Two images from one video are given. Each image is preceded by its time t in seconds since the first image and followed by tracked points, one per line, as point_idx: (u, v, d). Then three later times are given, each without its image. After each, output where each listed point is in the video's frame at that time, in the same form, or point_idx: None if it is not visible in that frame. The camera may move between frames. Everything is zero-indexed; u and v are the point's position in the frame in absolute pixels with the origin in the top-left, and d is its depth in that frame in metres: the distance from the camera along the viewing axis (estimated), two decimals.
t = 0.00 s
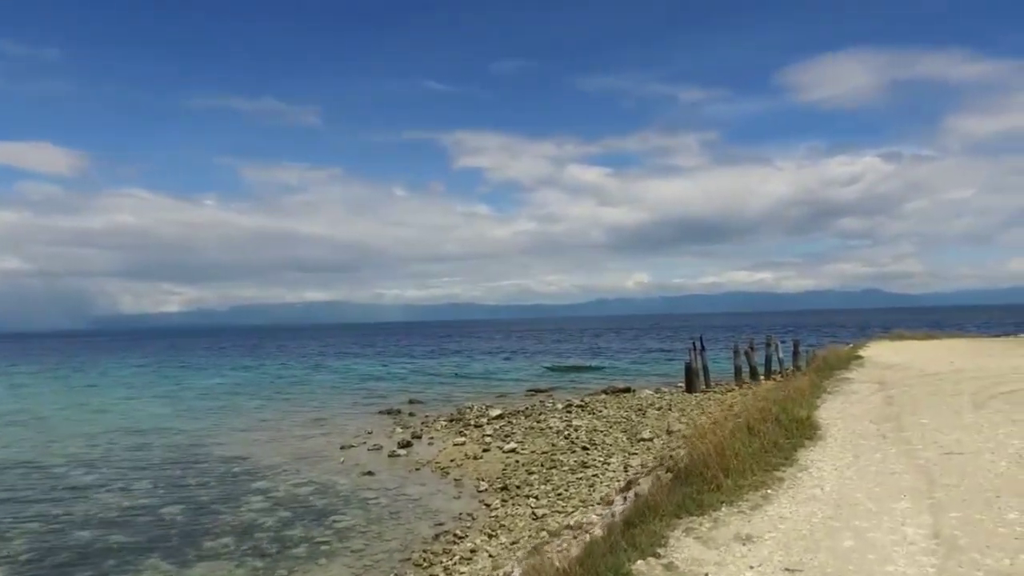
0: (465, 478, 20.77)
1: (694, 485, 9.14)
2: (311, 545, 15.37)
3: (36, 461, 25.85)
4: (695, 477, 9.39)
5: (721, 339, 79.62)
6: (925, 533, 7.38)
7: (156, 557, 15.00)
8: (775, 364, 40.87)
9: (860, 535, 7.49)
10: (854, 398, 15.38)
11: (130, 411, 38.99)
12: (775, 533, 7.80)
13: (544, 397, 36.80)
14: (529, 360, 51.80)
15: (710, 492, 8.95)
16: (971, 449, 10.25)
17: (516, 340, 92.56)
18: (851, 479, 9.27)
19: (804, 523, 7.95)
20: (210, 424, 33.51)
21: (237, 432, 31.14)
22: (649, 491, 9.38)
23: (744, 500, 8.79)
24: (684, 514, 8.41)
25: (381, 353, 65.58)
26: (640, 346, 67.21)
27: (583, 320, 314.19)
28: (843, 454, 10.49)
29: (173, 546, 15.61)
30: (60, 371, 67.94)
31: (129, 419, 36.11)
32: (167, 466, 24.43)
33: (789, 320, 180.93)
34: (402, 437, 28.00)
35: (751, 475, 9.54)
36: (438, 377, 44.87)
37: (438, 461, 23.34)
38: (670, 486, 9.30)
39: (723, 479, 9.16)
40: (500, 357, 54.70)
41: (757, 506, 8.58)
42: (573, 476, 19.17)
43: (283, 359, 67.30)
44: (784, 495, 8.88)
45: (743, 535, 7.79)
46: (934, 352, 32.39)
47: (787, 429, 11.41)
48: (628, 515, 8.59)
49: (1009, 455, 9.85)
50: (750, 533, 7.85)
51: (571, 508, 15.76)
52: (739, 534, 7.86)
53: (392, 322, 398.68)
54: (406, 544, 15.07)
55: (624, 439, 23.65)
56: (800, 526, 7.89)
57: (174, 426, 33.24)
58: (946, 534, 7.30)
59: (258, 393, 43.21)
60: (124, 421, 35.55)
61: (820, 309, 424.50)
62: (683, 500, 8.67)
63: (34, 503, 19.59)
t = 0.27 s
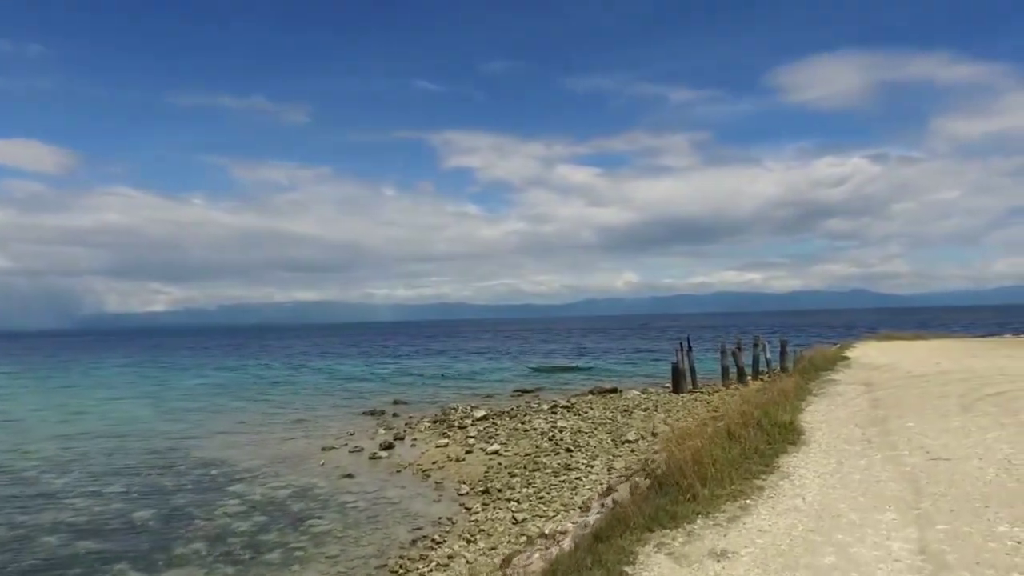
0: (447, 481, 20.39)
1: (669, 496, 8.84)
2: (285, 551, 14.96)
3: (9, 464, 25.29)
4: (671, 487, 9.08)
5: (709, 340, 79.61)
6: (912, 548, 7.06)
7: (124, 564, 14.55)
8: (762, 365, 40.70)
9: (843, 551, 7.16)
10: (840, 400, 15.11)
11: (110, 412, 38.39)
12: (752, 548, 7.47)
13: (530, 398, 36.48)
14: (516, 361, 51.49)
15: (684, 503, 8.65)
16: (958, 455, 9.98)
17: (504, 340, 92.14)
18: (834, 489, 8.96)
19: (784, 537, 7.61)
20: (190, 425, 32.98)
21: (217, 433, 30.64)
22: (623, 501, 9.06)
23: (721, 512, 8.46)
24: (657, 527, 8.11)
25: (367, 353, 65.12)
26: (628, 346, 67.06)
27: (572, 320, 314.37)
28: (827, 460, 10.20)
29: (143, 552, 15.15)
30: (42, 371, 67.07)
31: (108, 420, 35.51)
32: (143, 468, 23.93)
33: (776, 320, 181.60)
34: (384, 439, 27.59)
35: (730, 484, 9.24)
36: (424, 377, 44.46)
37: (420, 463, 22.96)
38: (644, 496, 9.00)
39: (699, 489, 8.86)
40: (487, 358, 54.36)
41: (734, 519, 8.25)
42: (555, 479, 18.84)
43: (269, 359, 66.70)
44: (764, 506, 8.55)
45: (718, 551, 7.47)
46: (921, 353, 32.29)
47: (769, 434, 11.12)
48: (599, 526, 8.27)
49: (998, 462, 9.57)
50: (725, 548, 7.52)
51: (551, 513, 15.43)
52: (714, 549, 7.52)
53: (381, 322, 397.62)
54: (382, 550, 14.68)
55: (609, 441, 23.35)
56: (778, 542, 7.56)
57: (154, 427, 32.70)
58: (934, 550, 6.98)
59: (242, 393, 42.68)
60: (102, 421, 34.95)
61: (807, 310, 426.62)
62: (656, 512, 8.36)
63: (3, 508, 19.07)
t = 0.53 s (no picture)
0: (428, 484, 19.99)
1: (644, 510, 8.51)
2: (259, 559, 14.52)
3: None
4: (649, 499, 8.74)
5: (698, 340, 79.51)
6: (902, 567, 6.71)
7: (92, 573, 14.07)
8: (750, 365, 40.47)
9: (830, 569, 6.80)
10: (828, 403, 14.81)
11: (89, 413, 37.74)
12: (731, 566, 7.11)
13: (517, 398, 36.10)
14: (504, 361, 51.11)
15: (660, 518, 8.31)
16: (949, 463, 9.68)
17: (491, 340, 91.74)
18: (819, 500, 8.62)
19: (765, 555, 7.25)
20: (170, 426, 32.40)
21: (198, 435, 30.11)
22: (598, 513, 8.71)
23: (698, 527, 8.11)
24: (630, 544, 7.77)
25: (354, 353, 64.59)
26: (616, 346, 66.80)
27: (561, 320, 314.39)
28: (813, 469, 9.87)
29: (112, 561, 14.67)
30: (23, 371, 66.13)
31: (87, 421, 34.90)
32: (119, 471, 23.39)
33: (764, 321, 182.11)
34: (367, 441, 27.16)
35: (709, 496, 8.92)
36: (410, 378, 44.01)
37: (402, 466, 22.55)
38: (619, 509, 8.68)
39: (676, 502, 8.52)
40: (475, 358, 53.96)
41: (712, 534, 7.91)
42: (538, 482, 18.48)
43: (254, 359, 66.04)
44: (744, 520, 8.21)
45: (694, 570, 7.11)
46: (909, 354, 32.12)
47: (753, 441, 10.80)
48: (571, 541, 7.92)
49: (990, 470, 9.26)
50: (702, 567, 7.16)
51: (533, 519, 15.07)
52: (689, 568, 7.16)
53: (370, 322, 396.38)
54: (359, 557, 14.27)
55: (594, 443, 23.01)
56: (759, 560, 7.20)
57: (133, 429, 32.11)
58: (926, 569, 6.65)
59: (225, 394, 42.08)
60: (81, 423, 34.32)
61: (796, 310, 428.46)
62: (630, 528, 8.02)
63: None
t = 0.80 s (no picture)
0: (408, 487, 19.59)
1: (614, 523, 8.18)
2: (230, 566, 14.08)
3: None
4: (621, 511, 8.41)
5: (685, 340, 79.43)
6: None
7: None
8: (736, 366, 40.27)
9: None
10: (813, 406, 14.52)
11: (67, 415, 37.10)
12: None
13: (502, 399, 35.75)
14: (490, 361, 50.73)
15: (630, 532, 7.98)
16: (937, 470, 9.38)
17: (478, 340, 91.32)
18: (800, 511, 8.30)
19: (741, 572, 6.90)
20: (148, 428, 31.83)
21: (177, 436, 29.60)
22: (568, 525, 8.37)
23: (672, 542, 7.77)
24: (596, 560, 7.44)
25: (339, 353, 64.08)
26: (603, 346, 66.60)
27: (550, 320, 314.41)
28: (796, 476, 9.56)
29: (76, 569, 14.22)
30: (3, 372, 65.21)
31: (64, 423, 34.27)
32: (92, 475, 22.88)
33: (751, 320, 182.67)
34: (348, 442, 26.72)
35: (683, 507, 8.60)
36: (395, 378, 43.56)
37: (382, 468, 22.15)
38: (587, 522, 8.36)
39: (648, 514, 8.20)
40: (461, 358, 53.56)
41: (685, 550, 7.56)
42: (520, 485, 18.12)
43: (238, 359, 65.38)
44: (721, 534, 7.87)
45: None
46: (895, 355, 31.98)
47: (734, 447, 10.49)
48: (536, 556, 7.56)
49: (979, 478, 8.96)
50: None
51: (512, 524, 14.70)
52: None
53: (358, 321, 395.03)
54: (332, 563, 13.86)
55: (577, 445, 22.68)
56: None
57: (111, 431, 31.56)
58: None
59: (206, 395, 41.50)
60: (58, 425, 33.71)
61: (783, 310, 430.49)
62: (597, 543, 7.69)
63: None
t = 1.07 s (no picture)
0: (342, 492, 18.98)
1: (535, 539, 7.88)
2: None
3: None
4: (544, 528, 8.12)
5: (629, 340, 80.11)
6: None
7: None
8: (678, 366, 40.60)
9: None
10: (751, 408, 14.49)
11: None
12: None
13: (444, 400, 35.24)
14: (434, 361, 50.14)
15: (551, 549, 7.70)
16: (869, 474, 9.33)
17: (424, 340, 90.51)
18: (730, 522, 8.11)
19: None
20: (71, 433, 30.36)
21: (101, 442, 28.28)
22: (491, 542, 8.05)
23: (594, 560, 7.48)
24: None
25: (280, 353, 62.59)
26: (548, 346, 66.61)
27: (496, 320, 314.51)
28: (729, 483, 9.40)
29: None
30: None
31: None
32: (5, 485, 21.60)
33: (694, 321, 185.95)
34: (283, 446, 25.90)
35: (608, 519, 8.36)
36: (336, 379, 42.64)
37: (316, 473, 21.46)
38: (508, 540, 8.05)
39: (571, 530, 7.93)
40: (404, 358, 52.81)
41: (608, 568, 7.27)
42: (458, 489, 17.71)
43: (173, 360, 63.26)
44: (646, 549, 7.61)
45: None
46: (830, 356, 32.60)
47: (667, 453, 10.31)
48: None
49: (911, 482, 8.92)
50: None
51: (447, 530, 14.29)
52: None
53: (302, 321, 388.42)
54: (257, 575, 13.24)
55: (518, 447, 22.38)
56: None
57: (30, 436, 29.99)
58: None
59: (137, 397, 39.90)
60: None
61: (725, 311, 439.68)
62: (515, 562, 7.39)
63: None
